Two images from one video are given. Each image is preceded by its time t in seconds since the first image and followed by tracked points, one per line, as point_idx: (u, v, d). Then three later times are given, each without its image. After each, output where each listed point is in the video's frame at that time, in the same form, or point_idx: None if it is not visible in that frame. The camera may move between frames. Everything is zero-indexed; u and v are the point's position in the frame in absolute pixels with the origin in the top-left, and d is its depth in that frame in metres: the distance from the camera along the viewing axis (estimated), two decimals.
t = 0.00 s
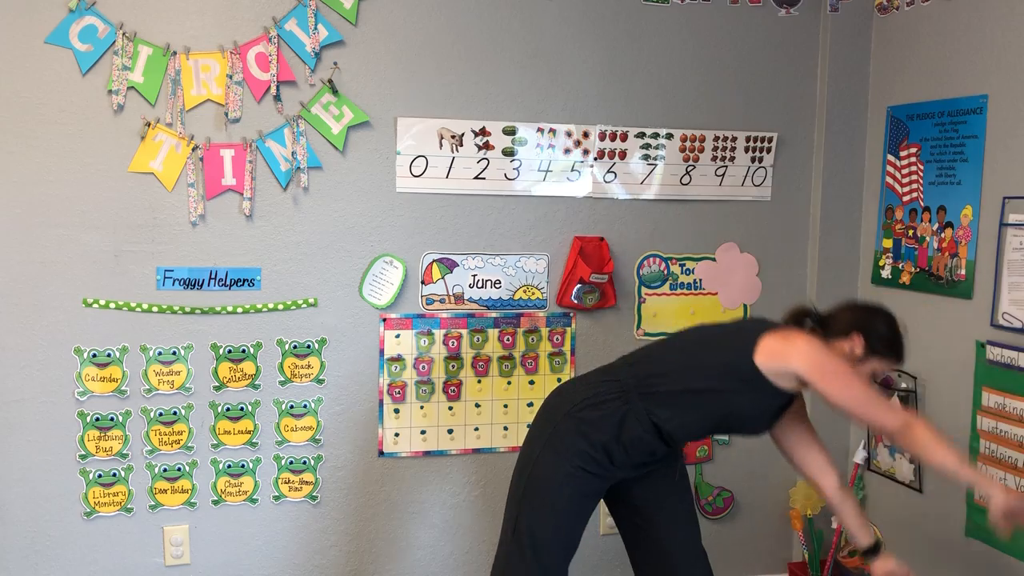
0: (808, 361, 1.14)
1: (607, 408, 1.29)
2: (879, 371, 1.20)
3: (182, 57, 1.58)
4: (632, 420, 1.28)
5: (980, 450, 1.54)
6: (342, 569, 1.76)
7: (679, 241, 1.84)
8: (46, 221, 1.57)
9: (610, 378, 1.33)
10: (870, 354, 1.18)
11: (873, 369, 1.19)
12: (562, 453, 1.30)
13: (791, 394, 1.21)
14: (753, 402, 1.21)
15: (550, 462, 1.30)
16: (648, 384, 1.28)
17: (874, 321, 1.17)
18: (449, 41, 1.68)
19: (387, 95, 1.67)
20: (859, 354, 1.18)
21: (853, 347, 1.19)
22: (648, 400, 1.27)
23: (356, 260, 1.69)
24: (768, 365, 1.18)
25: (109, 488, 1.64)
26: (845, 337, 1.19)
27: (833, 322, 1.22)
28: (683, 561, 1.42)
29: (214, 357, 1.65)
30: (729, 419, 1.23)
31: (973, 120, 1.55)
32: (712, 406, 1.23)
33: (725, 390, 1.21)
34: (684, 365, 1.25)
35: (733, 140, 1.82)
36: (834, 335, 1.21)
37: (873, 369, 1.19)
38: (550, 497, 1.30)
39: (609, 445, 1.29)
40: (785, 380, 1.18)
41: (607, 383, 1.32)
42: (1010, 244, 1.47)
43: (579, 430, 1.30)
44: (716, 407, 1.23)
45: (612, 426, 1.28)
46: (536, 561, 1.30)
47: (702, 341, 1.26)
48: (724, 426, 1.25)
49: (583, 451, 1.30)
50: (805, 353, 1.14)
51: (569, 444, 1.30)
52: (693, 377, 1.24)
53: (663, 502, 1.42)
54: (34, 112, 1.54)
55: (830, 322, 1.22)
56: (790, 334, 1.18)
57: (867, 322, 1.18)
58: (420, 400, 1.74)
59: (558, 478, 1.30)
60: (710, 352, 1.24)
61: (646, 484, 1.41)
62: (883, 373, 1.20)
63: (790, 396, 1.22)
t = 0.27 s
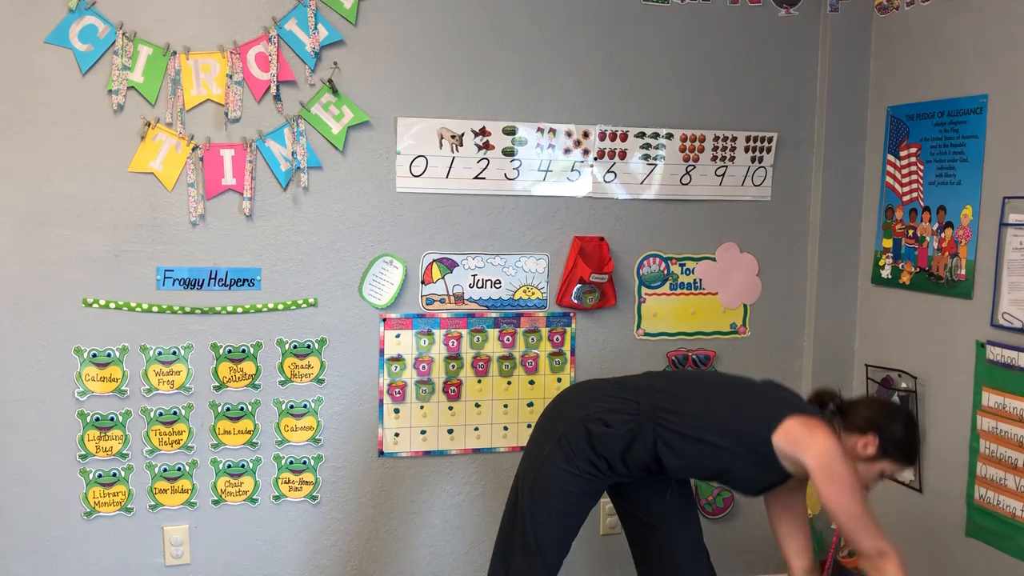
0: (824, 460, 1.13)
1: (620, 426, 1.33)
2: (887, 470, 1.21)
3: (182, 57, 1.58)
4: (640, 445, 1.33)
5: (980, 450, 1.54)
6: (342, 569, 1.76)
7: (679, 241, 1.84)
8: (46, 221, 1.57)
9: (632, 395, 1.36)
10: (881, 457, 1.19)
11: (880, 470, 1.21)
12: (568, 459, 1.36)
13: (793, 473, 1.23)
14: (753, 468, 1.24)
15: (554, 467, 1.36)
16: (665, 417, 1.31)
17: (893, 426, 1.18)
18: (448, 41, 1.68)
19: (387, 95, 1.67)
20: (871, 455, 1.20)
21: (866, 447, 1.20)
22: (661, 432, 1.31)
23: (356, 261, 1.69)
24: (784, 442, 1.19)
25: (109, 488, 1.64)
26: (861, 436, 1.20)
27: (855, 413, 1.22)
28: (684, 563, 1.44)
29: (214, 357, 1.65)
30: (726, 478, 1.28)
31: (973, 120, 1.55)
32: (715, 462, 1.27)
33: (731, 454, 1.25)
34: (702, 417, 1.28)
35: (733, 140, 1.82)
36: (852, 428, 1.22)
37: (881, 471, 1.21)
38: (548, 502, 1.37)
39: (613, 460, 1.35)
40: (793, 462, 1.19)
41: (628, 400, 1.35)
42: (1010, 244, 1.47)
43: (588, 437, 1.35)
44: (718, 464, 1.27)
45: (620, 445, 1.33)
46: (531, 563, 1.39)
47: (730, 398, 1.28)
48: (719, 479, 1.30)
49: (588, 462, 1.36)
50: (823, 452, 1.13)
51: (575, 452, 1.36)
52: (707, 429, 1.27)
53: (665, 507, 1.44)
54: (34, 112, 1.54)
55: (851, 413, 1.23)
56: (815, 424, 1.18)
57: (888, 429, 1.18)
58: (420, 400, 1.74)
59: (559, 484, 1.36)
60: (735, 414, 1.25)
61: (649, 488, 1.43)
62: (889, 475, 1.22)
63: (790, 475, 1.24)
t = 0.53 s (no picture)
0: (818, 516, 1.15)
1: (626, 439, 1.33)
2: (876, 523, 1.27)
3: (182, 57, 1.58)
4: (644, 461, 1.34)
5: (980, 450, 1.54)
6: (342, 569, 1.76)
7: (679, 241, 1.84)
8: (46, 221, 1.57)
9: (643, 409, 1.36)
10: (873, 511, 1.26)
11: (869, 523, 1.27)
12: (574, 465, 1.37)
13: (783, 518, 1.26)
14: (746, 505, 1.24)
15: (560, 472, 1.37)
16: (672, 439, 1.31)
17: (888, 481, 1.24)
18: (448, 41, 1.68)
19: (386, 95, 1.67)
20: (863, 508, 1.26)
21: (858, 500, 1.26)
22: (666, 454, 1.31)
23: (356, 260, 1.69)
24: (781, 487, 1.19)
25: (109, 488, 1.64)
26: (855, 490, 1.27)
27: (852, 466, 1.28)
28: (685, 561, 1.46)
29: (214, 357, 1.65)
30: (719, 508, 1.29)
31: (973, 120, 1.55)
32: (711, 492, 1.27)
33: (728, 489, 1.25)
34: (706, 450, 1.26)
35: (733, 140, 1.82)
36: (848, 480, 1.28)
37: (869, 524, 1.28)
38: (553, 506, 1.38)
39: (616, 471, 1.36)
40: (785, 508, 1.20)
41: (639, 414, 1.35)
42: (1010, 244, 1.47)
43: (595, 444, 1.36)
44: (714, 495, 1.27)
45: (625, 458, 1.34)
46: (536, 561, 1.40)
47: (738, 433, 1.26)
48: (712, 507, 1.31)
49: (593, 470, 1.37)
50: (818, 508, 1.15)
51: (582, 459, 1.36)
52: (708, 461, 1.26)
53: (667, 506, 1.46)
54: (34, 112, 1.54)
55: (849, 464, 1.29)
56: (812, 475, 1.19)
57: (882, 487, 1.24)
58: (420, 400, 1.74)
59: (563, 489, 1.38)
60: (740, 450, 1.24)
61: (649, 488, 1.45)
62: (878, 528, 1.28)
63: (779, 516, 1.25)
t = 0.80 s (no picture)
0: (811, 538, 1.15)
1: (630, 445, 1.33)
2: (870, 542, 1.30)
3: (182, 57, 1.58)
4: (647, 467, 1.34)
5: (980, 450, 1.54)
6: (342, 569, 1.76)
7: (679, 241, 1.84)
8: (46, 221, 1.57)
9: (649, 414, 1.35)
10: (869, 530, 1.29)
11: (863, 541, 1.30)
12: (577, 469, 1.37)
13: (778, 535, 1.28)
14: (744, 518, 1.25)
15: (563, 475, 1.38)
16: (676, 449, 1.31)
17: (884, 500, 1.28)
18: (448, 41, 1.68)
19: (386, 95, 1.67)
20: (859, 527, 1.29)
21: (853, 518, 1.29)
22: (669, 463, 1.31)
23: (356, 260, 1.69)
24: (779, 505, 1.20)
25: (109, 488, 1.64)
26: (852, 509, 1.29)
27: (849, 484, 1.31)
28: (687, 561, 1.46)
29: (214, 357, 1.65)
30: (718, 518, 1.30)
31: (973, 120, 1.55)
32: (712, 503, 1.28)
33: (728, 503, 1.26)
34: (709, 463, 1.26)
35: (733, 140, 1.82)
36: (846, 499, 1.31)
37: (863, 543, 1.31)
38: (555, 510, 1.38)
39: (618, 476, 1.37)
40: (781, 527, 1.21)
41: (644, 421, 1.34)
42: (1010, 244, 1.47)
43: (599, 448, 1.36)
44: (714, 505, 1.28)
45: (629, 464, 1.34)
46: (537, 563, 1.40)
47: (744, 448, 1.25)
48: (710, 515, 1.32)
49: (595, 475, 1.37)
50: (813, 529, 1.15)
51: (585, 464, 1.37)
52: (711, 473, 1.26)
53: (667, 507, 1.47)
54: (34, 112, 1.54)
55: (846, 482, 1.32)
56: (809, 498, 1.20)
57: (880, 509, 1.27)
58: (420, 400, 1.74)
59: (566, 493, 1.38)
60: (744, 466, 1.23)
61: (649, 492, 1.46)
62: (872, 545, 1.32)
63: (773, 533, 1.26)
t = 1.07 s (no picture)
0: (811, 541, 1.14)
1: (632, 448, 1.34)
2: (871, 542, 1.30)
3: (182, 57, 1.58)
4: (649, 470, 1.34)
5: (980, 450, 1.54)
6: (342, 569, 1.76)
7: (679, 241, 1.84)
8: (46, 222, 1.57)
9: (650, 417, 1.35)
10: (870, 531, 1.29)
11: (864, 542, 1.30)
12: (578, 472, 1.37)
13: (778, 537, 1.27)
14: (744, 521, 1.25)
15: (565, 477, 1.38)
16: (677, 452, 1.31)
17: (885, 501, 1.28)
18: (448, 40, 1.68)
19: (386, 95, 1.67)
20: (860, 527, 1.29)
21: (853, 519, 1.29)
22: (670, 465, 1.31)
23: (356, 260, 1.69)
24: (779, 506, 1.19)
25: (109, 488, 1.64)
26: (854, 510, 1.29)
27: (850, 485, 1.31)
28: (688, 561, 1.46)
29: (214, 357, 1.65)
30: (719, 519, 1.30)
31: (973, 120, 1.55)
32: (713, 505, 1.28)
33: (728, 504, 1.26)
34: (710, 465, 1.26)
35: (733, 140, 1.82)
36: (847, 500, 1.31)
37: (863, 543, 1.31)
38: (556, 512, 1.38)
39: (619, 479, 1.37)
40: (782, 529, 1.20)
41: (645, 424, 1.34)
42: (1010, 244, 1.47)
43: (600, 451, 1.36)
44: (715, 507, 1.28)
45: (630, 467, 1.34)
46: (538, 564, 1.40)
47: (744, 450, 1.25)
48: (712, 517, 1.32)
49: (597, 478, 1.38)
50: (813, 533, 1.14)
51: (587, 466, 1.37)
52: (711, 475, 1.26)
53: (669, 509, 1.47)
54: (34, 112, 1.54)
55: (847, 483, 1.32)
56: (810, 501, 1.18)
57: (880, 509, 1.27)
58: (420, 400, 1.74)
59: (567, 495, 1.38)
60: (744, 468, 1.23)
61: (650, 494, 1.46)
62: (874, 545, 1.32)
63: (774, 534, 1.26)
